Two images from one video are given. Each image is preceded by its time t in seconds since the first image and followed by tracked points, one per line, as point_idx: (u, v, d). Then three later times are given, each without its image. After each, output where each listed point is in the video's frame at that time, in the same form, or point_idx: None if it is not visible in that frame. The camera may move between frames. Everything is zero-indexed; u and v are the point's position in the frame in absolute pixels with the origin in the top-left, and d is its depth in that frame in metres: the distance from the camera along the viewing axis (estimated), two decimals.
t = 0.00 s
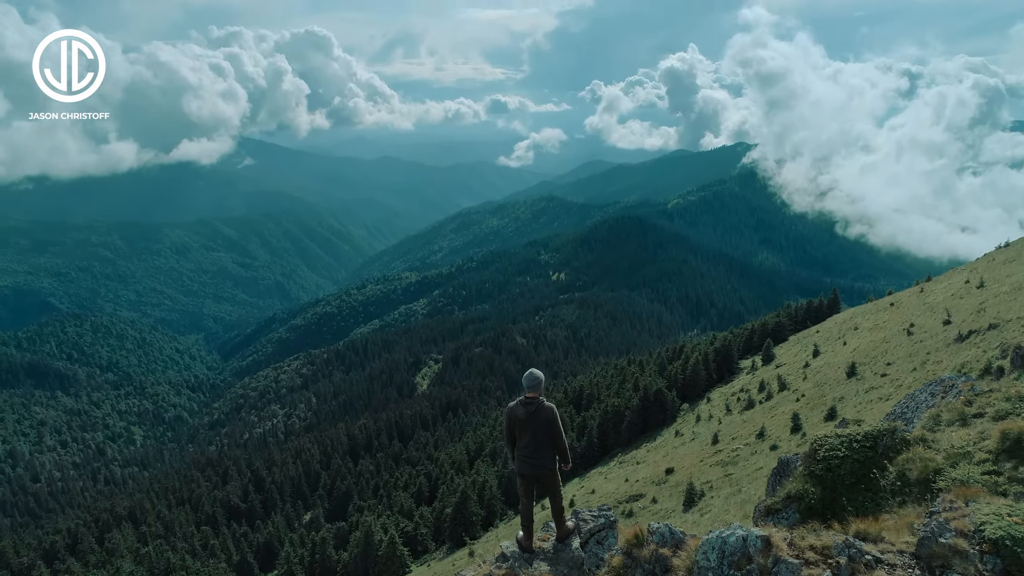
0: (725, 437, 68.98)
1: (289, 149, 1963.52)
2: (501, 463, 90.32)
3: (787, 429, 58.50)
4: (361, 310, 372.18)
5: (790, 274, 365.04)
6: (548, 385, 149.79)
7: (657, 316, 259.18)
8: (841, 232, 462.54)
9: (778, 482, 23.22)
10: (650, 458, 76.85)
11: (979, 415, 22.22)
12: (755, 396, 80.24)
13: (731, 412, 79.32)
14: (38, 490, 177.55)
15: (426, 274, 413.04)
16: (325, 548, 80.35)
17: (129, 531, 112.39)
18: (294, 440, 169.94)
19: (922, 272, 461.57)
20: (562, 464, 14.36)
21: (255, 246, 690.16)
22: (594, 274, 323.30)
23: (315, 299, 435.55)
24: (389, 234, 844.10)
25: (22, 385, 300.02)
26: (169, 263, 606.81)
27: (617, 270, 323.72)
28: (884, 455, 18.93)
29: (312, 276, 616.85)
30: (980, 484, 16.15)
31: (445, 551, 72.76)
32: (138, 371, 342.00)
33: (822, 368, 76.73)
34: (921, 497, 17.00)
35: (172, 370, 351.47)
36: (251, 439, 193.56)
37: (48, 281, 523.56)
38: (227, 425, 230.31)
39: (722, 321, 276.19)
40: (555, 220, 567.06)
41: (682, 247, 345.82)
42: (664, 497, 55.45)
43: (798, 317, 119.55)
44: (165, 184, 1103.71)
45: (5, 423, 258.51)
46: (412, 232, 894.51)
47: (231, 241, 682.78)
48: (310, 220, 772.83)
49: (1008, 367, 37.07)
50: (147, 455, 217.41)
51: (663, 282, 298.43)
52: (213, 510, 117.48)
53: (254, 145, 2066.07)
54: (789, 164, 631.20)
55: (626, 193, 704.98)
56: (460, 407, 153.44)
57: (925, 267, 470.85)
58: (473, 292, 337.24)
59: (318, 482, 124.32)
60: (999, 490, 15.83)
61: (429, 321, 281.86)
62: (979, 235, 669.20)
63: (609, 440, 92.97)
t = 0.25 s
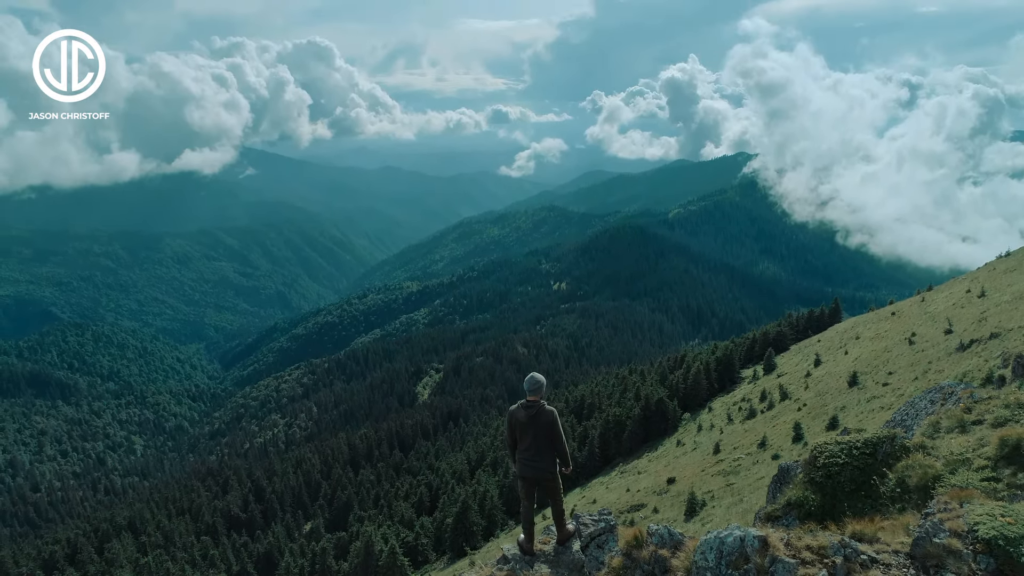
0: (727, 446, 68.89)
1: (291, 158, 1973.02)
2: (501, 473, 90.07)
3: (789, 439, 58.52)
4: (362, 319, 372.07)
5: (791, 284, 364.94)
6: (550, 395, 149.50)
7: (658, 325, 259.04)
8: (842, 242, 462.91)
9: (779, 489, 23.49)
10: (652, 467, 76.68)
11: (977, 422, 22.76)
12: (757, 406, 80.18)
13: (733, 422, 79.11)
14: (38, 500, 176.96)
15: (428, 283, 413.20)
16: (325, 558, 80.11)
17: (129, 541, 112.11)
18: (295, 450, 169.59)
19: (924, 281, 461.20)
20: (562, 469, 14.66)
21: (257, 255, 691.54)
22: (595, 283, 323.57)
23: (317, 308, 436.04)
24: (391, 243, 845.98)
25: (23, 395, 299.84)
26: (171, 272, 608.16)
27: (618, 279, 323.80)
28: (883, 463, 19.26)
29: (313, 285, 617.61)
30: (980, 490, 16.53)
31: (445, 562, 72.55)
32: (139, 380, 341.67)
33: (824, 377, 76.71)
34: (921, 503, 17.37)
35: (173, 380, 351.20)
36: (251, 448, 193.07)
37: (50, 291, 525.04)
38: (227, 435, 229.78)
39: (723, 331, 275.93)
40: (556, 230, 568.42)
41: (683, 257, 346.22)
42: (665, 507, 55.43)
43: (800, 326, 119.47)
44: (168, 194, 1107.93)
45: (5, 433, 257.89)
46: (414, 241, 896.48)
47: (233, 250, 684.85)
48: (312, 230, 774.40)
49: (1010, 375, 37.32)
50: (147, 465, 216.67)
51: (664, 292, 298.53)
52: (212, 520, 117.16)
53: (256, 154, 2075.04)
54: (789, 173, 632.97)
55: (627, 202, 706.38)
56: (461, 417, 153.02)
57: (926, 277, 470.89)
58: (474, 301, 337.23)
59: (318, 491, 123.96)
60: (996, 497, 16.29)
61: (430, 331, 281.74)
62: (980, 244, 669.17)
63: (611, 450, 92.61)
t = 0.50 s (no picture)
0: (728, 456, 68.72)
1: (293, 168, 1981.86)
2: (502, 483, 89.76)
3: (790, 449, 58.52)
4: (363, 329, 371.91)
5: (792, 293, 365.04)
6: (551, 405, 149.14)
7: (659, 335, 258.80)
8: (843, 251, 463.15)
9: (780, 496, 23.66)
10: (653, 477, 76.48)
11: (977, 429, 23.03)
12: (758, 415, 80.06)
13: (735, 432, 78.94)
14: (37, 511, 176.30)
15: (429, 293, 413.30)
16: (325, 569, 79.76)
17: (129, 551, 111.73)
18: (295, 459, 169.12)
19: (925, 291, 460.83)
20: (561, 473, 14.99)
21: (258, 265, 692.84)
22: (596, 293, 323.70)
23: (318, 318, 436.05)
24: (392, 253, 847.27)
25: (23, 405, 299.45)
26: (172, 282, 609.24)
27: (619, 288, 323.86)
28: (883, 469, 19.45)
29: (314, 295, 618.06)
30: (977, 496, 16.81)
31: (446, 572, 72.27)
32: (139, 390, 341.01)
33: (825, 386, 76.58)
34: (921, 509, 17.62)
35: (173, 389, 350.64)
36: (251, 458, 192.42)
37: (52, 301, 525.67)
38: (228, 445, 229.25)
39: (725, 340, 275.58)
40: (557, 239, 569.37)
41: (684, 266, 346.55)
42: (666, 516, 55.34)
43: (801, 336, 119.44)
44: (170, 204, 1111.77)
45: (5, 442, 257.24)
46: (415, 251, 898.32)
47: (235, 260, 685.92)
48: (313, 239, 776.16)
49: (1012, 384, 37.37)
50: (147, 475, 215.85)
51: (665, 301, 298.54)
52: (212, 530, 116.81)
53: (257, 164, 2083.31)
54: (789, 183, 634.44)
55: (628, 212, 708.14)
56: (462, 426, 152.49)
57: (927, 286, 470.81)
58: (475, 311, 337.27)
59: (318, 501, 123.45)
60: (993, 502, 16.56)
61: (431, 340, 281.62)
62: (981, 254, 669.27)
63: (611, 459, 92.43)
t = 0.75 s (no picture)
0: (730, 466, 68.55)
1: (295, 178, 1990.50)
2: (504, 492, 89.45)
3: (792, 458, 58.59)
4: (365, 339, 371.63)
5: (794, 303, 364.57)
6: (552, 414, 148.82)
7: (660, 344, 258.35)
8: (844, 261, 463.68)
9: (781, 504, 23.85)
10: (655, 487, 76.36)
11: (975, 436, 23.40)
12: (760, 425, 80.03)
13: (736, 441, 78.88)
14: (37, 521, 175.67)
15: (430, 302, 413.41)
16: None
17: (129, 561, 111.61)
18: (296, 469, 168.90)
19: (927, 300, 460.32)
20: (562, 476, 15.42)
21: (260, 274, 693.93)
22: (597, 302, 323.67)
23: (319, 327, 435.98)
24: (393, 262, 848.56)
25: (24, 414, 299.02)
26: (174, 291, 609.94)
27: (620, 298, 323.65)
28: (884, 476, 19.74)
29: (316, 304, 618.49)
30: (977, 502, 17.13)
31: None
32: (140, 399, 340.54)
33: (826, 396, 76.64)
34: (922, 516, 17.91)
35: (174, 399, 350.20)
36: (252, 468, 191.84)
37: (53, 311, 526.53)
38: (229, 454, 228.64)
39: (727, 350, 275.04)
40: (558, 249, 570.74)
41: (685, 276, 346.92)
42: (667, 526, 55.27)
43: (802, 345, 119.42)
44: (172, 213, 1115.94)
45: (5, 452, 256.72)
46: (416, 260, 899.84)
47: (236, 269, 687.25)
48: (315, 248, 777.55)
49: (1013, 393, 37.60)
50: (148, 485, 215.10)
51: (666, 310, 298.41)
52: (213, 540, 116.57)
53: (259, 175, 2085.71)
54: (790, 193, 636.06)
55: (629, 221, 709.09)
56: (463, 436, 152.01)
57: (929, 296, 469.98)
58: (476, 321, 337.22)
59: (319, 511, 123.20)
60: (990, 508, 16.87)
61: (433, 350, 281.24)
62: (983, 263, 668.80)
63: (613, 469, 92.39)
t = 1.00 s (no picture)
0: (731, 475, 68.54)
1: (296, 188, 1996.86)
2: (505, 501, 89.35)
3: (793, 467, 58.70)
4: (366, 348, 371.30)
5: (795, 312, 364.41)
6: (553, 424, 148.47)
7: (661, 353, 257.99)
8: (844, 270, 464.12)
9: (781, 510, 24.23)
10: (656, 497, 76.30)
11: (973, 442, 23.83)
12: (761, 434, 80.01)
13: (738, 451, 78.89)
14: (36, 531, 175.07)
15: (431, 311, 413.62)
16: None
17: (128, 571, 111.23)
18: (297, 479, 168.62)
19: (928, 310, 459.92)
20: (562, 478, 15.84)
21: (261, 284, 695.13)
22: (598, 312, 323.63)
23: (320, 336, 435.88)
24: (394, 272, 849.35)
25: (24, 423, 298.51)
26: (175, 301, 610.31)
27: (621, 307, 323.76)
28: (883, 483, 20.13)
29: (317, 313, 618.76)
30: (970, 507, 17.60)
31: None
32: (140, 409, 339.86)
33: (828, 406, 76.73)
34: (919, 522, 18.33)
35: (174, 408, 349.70)
36: (252, 478, 190.94)
37: (54, 320, 527.12)
38: (229, 464, 228.05)
39: (728, 359, 274.68)
40: (559, 258, 571.62)
41: (686, 285, 347.23)
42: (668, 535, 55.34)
43: (803, 354, 119.64)
44: (174, 223, 1119.22)
45: (5, 461, 255.96)
46: (417, 269, 901.24)
47: (238, 279, 688.04)
48: (316, 258, 778.86)
49: (1015, 402, 37.82)
50: (147, 495, 214.25)
51: (667, 320, 298.34)
52: (213, 551, 116.18)
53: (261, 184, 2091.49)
54: (790, 202, 637.63)
55: (630, 231, 710.28)
56: (464, 446, 151.63)
57: (930, 305, 469.67)
58: (477, 330, 337.11)
59: (319, 521, 122.80)
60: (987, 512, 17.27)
61: (433, 359, 280.91)
62: (984, 272, 668.84)
63: (614, 478, 92.32)
